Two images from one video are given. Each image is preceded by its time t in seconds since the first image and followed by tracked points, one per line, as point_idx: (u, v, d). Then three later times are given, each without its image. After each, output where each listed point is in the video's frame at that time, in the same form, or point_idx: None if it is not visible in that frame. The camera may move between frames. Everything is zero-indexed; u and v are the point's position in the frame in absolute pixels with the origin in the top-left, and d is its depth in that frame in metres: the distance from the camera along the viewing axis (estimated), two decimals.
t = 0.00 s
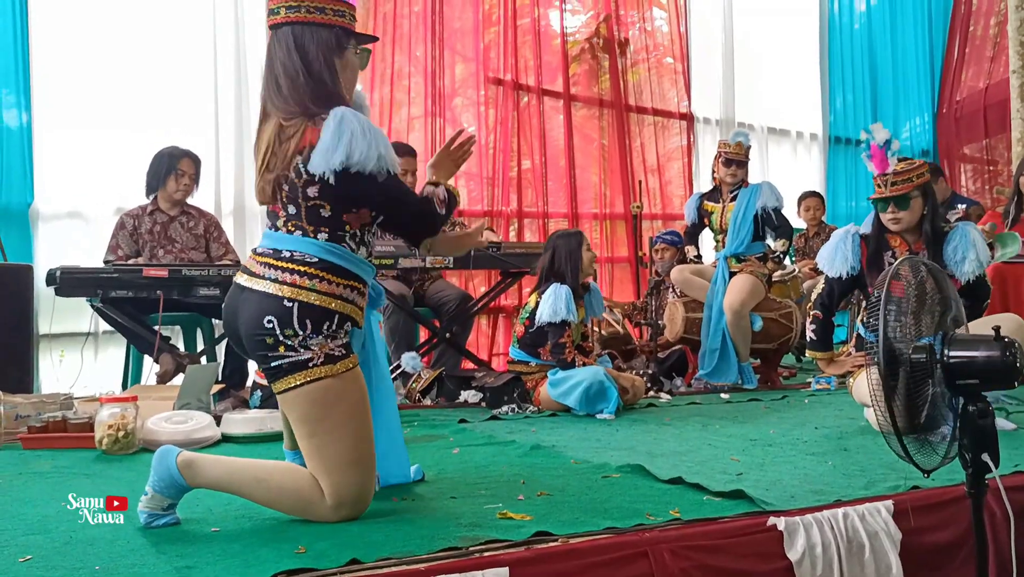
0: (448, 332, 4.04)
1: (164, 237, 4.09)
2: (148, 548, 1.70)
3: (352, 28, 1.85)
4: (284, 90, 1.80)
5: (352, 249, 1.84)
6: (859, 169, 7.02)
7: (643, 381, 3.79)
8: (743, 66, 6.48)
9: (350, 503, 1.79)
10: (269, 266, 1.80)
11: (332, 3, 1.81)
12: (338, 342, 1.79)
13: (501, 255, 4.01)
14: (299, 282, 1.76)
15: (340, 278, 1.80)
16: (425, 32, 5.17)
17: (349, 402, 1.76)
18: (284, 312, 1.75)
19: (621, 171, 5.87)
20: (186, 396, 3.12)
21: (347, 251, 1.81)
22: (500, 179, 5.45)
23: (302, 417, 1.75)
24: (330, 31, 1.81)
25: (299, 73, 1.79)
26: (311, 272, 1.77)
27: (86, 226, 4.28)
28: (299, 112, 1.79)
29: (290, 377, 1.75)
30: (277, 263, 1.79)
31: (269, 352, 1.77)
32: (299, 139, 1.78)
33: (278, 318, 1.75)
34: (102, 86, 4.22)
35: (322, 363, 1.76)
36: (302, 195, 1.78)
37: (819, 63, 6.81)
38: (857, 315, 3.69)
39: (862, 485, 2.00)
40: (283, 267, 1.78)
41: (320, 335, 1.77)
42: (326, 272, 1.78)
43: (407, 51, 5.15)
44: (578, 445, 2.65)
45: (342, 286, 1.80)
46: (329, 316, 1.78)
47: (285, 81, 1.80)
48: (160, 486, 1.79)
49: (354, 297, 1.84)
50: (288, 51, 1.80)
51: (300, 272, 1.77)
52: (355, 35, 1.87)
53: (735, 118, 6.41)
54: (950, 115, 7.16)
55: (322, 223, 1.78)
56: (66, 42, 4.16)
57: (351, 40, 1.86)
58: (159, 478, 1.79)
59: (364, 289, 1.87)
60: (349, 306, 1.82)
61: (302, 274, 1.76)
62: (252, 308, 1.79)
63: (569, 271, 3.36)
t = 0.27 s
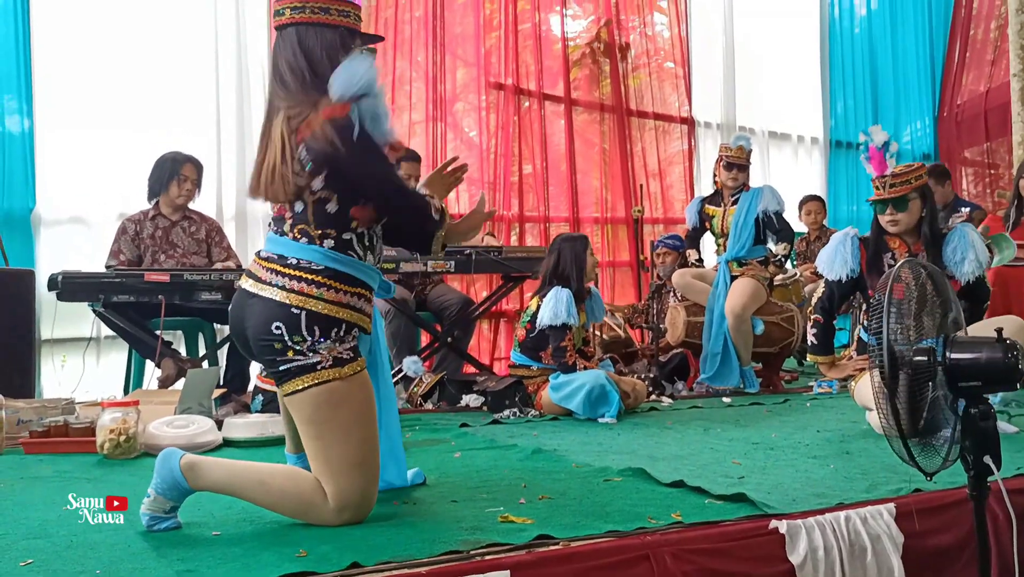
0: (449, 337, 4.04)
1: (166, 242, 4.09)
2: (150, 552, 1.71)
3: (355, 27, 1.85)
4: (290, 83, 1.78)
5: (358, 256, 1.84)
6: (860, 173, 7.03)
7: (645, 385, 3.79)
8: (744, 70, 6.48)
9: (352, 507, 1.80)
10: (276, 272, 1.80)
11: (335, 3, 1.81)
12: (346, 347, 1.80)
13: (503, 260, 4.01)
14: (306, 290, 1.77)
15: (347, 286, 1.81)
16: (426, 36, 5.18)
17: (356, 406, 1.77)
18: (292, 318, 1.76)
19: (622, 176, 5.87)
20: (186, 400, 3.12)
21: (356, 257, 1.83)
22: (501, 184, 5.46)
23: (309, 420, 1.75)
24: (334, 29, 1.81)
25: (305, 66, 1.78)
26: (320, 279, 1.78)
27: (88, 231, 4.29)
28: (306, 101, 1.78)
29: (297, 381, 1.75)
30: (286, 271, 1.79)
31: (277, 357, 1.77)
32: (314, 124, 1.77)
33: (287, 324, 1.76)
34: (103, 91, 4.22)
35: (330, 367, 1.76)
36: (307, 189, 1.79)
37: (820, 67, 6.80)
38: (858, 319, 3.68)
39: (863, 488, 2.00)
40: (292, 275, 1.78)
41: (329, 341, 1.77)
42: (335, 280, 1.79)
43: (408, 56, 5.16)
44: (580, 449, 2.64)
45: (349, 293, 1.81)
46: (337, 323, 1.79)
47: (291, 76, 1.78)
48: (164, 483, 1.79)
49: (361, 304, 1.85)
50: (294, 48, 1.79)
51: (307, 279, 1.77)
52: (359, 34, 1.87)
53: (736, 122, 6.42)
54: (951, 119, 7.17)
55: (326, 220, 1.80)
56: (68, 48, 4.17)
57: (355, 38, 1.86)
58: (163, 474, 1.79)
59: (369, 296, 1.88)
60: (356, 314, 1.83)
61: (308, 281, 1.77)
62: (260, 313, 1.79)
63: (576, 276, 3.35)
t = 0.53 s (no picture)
0: (449, 343, 4.04)
1: (166, 247, 4.09)
2: (145, 558, 1.70)
3: (366, 29, 1.86)
4: (299, 80, 1.80)
5: (365, 263, 1.83)
6: (862, 180, 7.02)
7: (645, 392, 3.78)
8: (746, 78, 6.48)
9: (350, 515, 1.79)
10: (276, 277, 1.79)
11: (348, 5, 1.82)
12: (344, 356, 1.79)
13: (504, 266, 4.00)
14: (306, 297, 1.76)
15: (348, 294, 1.80)
16: (428, 42, 5.19)
17: (354, 416, 1.76)
18: (290, 325, 1.75)
19: (623, 183, 5.87)
20: (186, 405, 3.13)
21: (356, 266, 1.81)
22: (502, 191, 5.45)
23: (307, 429, 1.75)
24: (346, 30, 1.82)
25: (314, 66, 1.80)
26: (319, 287, 1.77)
27: (88, 236, 4.29)
28: (312, 102, 1.81)
29: (295, 389, 1.74)
30: (285, 276, 1.78)
31: (274, 364, 1.76)
32: (315, 127, 1.79)
33: (284, 332, 1.75)
34: (105, 97, 4.23)
35: (328, 375, 1.75)
36: (319, 186, 1.77)
37: (823, 74, 6.80)
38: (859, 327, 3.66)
39: (863, 496, 1.99)
40: (291, 280, 1.77)
41: (326, 350, 1.76)
42: (334, 288, 1.78)
43: (410, 62, 5.16)
44: (579, 456, 2.63)
45: (350, 301, 1.80)
46: (336, 332, 1.78)
47: (299, 72, 1.80)
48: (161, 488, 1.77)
49: (361, 313, 1.83)
50: (306, 46, 1.80)
51: (308, 286, 1.76)
52: (370, 37, 1.88)
53: (738, 129, 6.42)
54: (953, 127, 7.18)
55: (335, 225, 1.79)
56: (69, 53, 4.18)
57: (366, 41, 1.87)
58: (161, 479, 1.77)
59: (371, 304, 1.87)
60: (355, 323, 1.82)
61: (308, 288, 1.76)
62: (258, 318, 1.78)
63: (578, 283, 3.34)
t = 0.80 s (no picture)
0: (450, 348, 4.03)
1: (168, 252, 4.09)
2: (143, 562, 1.70)
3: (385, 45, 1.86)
4: (311, 80, 1.81)
5: (356, 270, 1.83)
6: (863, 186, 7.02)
7: (646, 397, 3.78)
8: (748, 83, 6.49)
9: (349, 522, 1.79)
10: (267, 286, 1.79)
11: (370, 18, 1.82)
12: (336, 364, 1.79)
13: (505, 271, 4.00)
14: (297, 307, 1.75)
15: (340, 302, 1.79)
16: (430, 47, 5.20)
17: (347, 423, 1.76)
18: (280, 335, 1.75)
19: (625, 188, 5.88)
20: (185, 410, 3.12)
21: (348, 275, 1.81)
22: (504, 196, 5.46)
23: (300, 438, 1.75)
24: (366, 42, 1.81)
25: (331, 69, 1.80)
26: (310, 296, 1.76)
27: (90, 241, 4.30)
28: (320, 102, 1.81)
29: (288, 398, 1.74)
30: (276, 285, 1.78)
31: (266, 374, 1.76)
32: (317, 128, 1.77)
33: (275, 342, 1.75)
34: (108, 102, 4.25)
35: (321, 384, 1.75)
36: (316, 190, 1.76)
37: (824, 79, 6.81)
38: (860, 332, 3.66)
39: (864, 502, 1.98)
40: (282, 289, 1.77)
41: (318, 359, 1.76)
42: (326, 297, 1.77)
43: (412, 67, 5.17)
44: (579, 461, 2.63)
45: (341, 309, 1.80)
46: (328, 341, 1.78)
47: (313, 72, 1.81)
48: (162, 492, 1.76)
49: (354, 321, 1.83)
50: (326, 46, 1.80)
51: (300, 296, 1.76)
52: (388, 54, 1.87)
53: (739, 134, 6.42)
54: (956, 131, 7.23)
55: (328, 233, 1.78)
56: (72, 59, 4.20)
57: (384, 58, 1.86)
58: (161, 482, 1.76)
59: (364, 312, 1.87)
60: (347, 331, 1.82)
61: (298, 298, 1.76)
62: (249, 327, 1.78)
63: (580, 289, 3.33)
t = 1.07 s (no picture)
0: (454, 352, 4.04)
1: (172, 257, 4.10)
2: (147, 566, 1.70)
3: (365, 51, 1.84)
4: (292, 106, 1.82)
5: (353, 280, 1.83)
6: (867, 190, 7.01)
7: (649, 402, 3.77)
8: (751, 88, 6.49)
9: (357, 524, 1.79)
10: (267, 289, 1.82)
11: (347, 28, 1.82)
12: (336, 363, 1.79)
13: (509, 275, 4.01)
14: (294, 304, 1.77)
15: (336, 303, 1.80)
16: (433, 52, 5.21)
17: (350, 424, 1.76)
18: (279, 332, 1.75)
19: (628, 193, 5.88)
20: (191, 413, 3.13)
21: (345, 281, 1.81)
22: (507, 200, 5.47)
23: (303, 441, 1.74)
24: (338, 51, 1.81)
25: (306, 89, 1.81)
26: (309, 293, 1.77)
27: (94, 246, 4.31)
28: (306, 125, 1.82)
29: (290, 401, 1.74)
30: (275, 288, 1.80)
31: (265, 372, 1.75)
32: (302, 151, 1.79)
33: (274, 338, 1.75)
34: (112, 107, 4.26)
35: (322, 385, 1.75)
36: (306, 207, 1.79)
37: (828, 84, 6.80)
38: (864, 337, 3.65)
39: (868, 506, 1.98)
40: (281, 291, 1.79)
41: (317, 357, 1.76)
42: (324, 296, 1.78)
43: (415, 72, 5.17)
44: (583, 465, 2.63)
45: (338, 311, 1.80)
46: (327, 339, 1.78)
47: (292, 98, 1.83)
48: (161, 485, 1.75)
49: (349, 325, 1.82)
50: (301, 68, 1.81)
51: (296, 294, 1.78)
52: (369, 57, 1.86)
53: (743, 139, 6.42)
54: (959, 137, 7.19)
55: (319, 243, 1.79)
56: (77, 64, 4.22)
57: (363, 61, 1.85)
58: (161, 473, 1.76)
59: (362, 319, 1.86)
60: (346, 335, 1.82)
61: (295, 295, 1.77)
62: (247, 331, 1.79)
63: (585, 293, 3.35)
